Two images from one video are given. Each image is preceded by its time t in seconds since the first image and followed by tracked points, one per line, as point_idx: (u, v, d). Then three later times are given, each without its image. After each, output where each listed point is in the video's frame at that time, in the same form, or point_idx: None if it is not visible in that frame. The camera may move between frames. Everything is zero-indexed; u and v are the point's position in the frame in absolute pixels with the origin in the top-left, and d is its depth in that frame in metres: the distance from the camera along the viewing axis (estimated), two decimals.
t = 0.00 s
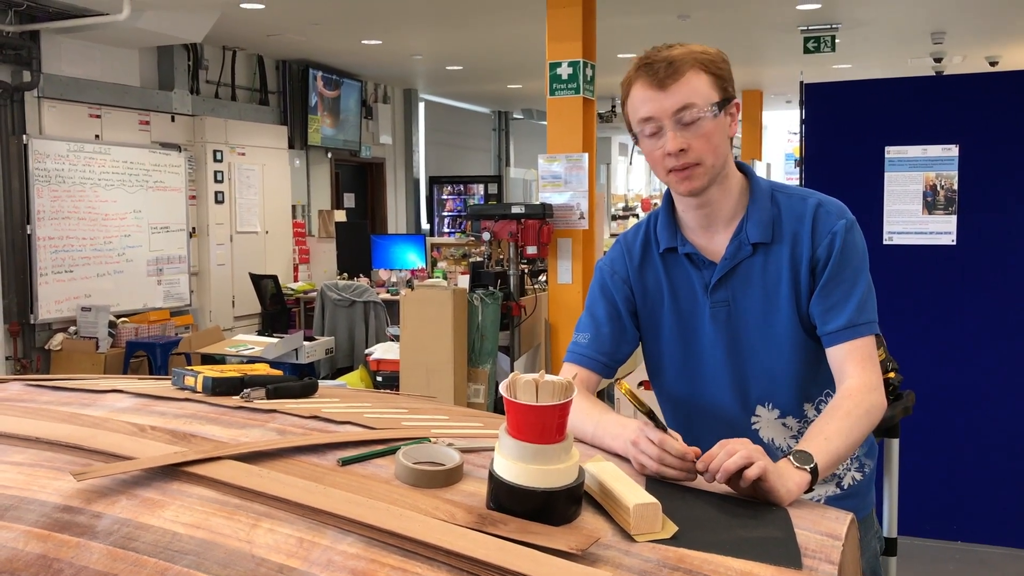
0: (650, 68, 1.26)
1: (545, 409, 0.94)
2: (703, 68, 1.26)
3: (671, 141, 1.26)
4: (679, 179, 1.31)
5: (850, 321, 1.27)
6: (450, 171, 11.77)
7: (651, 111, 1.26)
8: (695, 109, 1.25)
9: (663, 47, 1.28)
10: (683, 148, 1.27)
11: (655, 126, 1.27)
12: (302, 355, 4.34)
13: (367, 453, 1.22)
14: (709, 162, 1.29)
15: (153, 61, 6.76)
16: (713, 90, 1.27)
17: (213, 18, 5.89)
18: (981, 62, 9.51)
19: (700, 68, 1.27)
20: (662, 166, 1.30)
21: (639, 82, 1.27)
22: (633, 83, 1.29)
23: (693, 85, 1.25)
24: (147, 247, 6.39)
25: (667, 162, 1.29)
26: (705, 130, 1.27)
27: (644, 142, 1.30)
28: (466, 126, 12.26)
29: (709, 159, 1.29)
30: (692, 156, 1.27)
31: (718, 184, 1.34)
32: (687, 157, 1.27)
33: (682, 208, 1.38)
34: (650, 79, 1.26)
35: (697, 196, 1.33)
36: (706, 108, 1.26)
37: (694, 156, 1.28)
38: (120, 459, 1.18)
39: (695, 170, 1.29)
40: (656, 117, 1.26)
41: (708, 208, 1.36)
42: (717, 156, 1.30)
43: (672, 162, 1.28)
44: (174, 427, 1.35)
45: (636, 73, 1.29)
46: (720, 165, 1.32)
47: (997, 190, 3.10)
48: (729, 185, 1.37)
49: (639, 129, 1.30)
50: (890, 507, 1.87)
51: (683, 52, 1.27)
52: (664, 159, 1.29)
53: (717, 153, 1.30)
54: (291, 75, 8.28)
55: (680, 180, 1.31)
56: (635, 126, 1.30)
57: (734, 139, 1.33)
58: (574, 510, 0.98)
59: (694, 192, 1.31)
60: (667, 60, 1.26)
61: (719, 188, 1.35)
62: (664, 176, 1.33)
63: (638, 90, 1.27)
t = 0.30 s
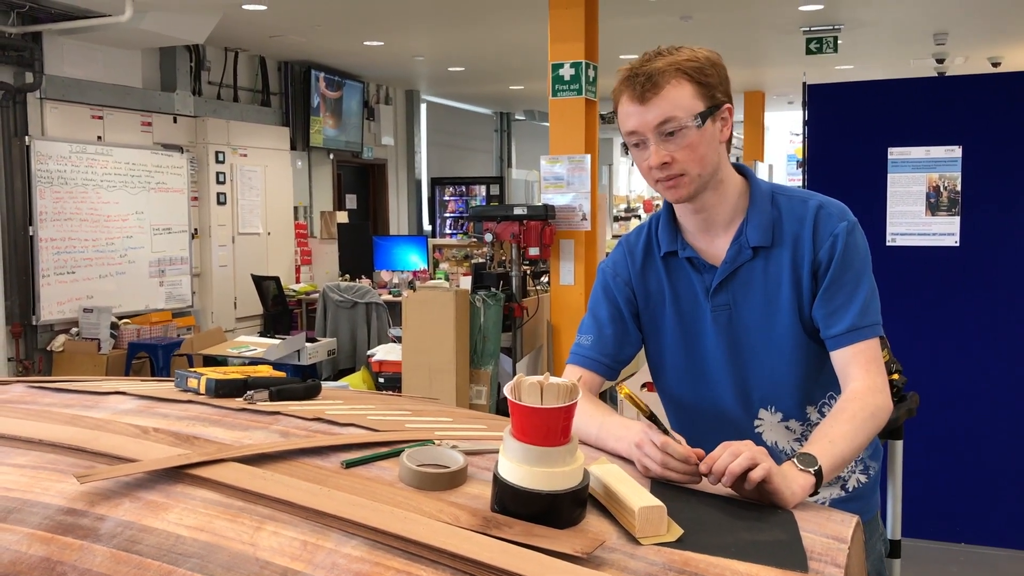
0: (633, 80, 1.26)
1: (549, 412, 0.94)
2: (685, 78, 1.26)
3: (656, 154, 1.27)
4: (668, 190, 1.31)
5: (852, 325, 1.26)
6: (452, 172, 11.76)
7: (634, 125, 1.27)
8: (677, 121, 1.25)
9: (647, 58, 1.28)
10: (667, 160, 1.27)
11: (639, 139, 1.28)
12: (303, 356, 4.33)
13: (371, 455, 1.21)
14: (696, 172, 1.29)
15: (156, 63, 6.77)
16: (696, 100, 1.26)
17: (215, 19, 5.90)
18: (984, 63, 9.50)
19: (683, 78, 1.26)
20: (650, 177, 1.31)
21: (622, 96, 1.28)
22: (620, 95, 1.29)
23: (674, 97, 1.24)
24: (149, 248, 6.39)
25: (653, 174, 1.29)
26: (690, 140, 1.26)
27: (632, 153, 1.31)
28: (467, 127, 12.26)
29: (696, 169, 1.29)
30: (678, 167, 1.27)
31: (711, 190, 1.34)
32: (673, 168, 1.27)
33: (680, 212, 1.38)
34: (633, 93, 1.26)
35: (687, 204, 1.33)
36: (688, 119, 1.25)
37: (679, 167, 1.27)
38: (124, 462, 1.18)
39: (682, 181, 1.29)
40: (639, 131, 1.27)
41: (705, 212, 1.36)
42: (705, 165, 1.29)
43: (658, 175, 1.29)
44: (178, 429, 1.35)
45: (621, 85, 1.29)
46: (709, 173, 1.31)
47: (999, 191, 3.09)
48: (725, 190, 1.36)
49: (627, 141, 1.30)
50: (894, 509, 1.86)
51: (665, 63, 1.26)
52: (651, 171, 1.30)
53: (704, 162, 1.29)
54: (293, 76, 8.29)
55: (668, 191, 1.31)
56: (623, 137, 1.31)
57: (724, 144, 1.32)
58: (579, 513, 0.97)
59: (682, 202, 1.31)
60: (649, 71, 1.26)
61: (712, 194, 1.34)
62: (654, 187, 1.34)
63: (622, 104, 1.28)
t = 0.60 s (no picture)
0: (640, 81, 1.26)
1: (551, 414, 0.94)
2: (692, 79, 1.26)
3: (660, 155, 1.27)
4: (672, 191, 1.31)
5: (857, 328, 1.26)
6: (453, 173, 11.77)
7: (640, 126, 1.27)
8: (683, 123, 1.25)
9: (654, 58, 1.27)
10: (672, 161, 1.26)
11: (644, 139, 1.27)
12: (306, 357, 4.31)
13: (373, 457, 1.21)
14: (700, 173, 1.29)
15: (158, 64, 6.77)
16: (701, 102, 1.25)
17: (216, 20, 5.90)
18: (986, 63, 9.48)
19: (689, 79, 1.26)
20: (654, 178, 1.31)
21: (629, 96, 1.28)
22: (627, 95, 1.29)
23: (680, 98, 1.24)
24: (151, 250, 6.40)
25: (657, 175, 1.29)
26: (694, 142, 1.26)
27: (637, 154, 1.31)
28: (469, 128, 12.26)
29: (701, 171, 1.28)
30: (683, 169, 1.27)
31: (716, 192, 1.34)
32: (678, 170, 1.27)
33: (684, 215, 1.38)
34: (639, 93, 1.26)
35: (691, 206, 1.33)
36: (693, 121, 1.25)
37: (684, 169, 1.27)
38: (126, 464, 1.18)
39: (686, 183, 1.29)
40: (644, 131, 1.26)
41: (709, 214, 1.36)
42: (710, 167, 1.29)
43: (662, 175, 1.29)
44: (180, 431, 1.35)
45: (627, 86, 1.28)
46: (713, 175, 1.31)
47: (1002, 192, 3.09)
48: (730, 192, 1.36)
49: (632, 142, 1.30)
50: (896, 511, 1.86)
51: (672, 63, 1.26)
52: (655, 172, 1.30)
53: (709, 164, 1.29)
54: (295, 77, 8.30)
55: (673, 192, 1.31)
56: (629, 138, 1.31)
57: (729, 146, 1.32)
58: (582, 516, 0.97)
59: (687, 204, 1.31)
60: (657, 72, 1.25)
61: (716, 196, 1.34)
62: (659, 188, 1.34)
63: (628, 103, 1.28)
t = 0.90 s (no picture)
0: (644, 76, 1.30)
1: (551, 415, 0.94)
2: (695, 76, 1.28)
3: (658, 146, 1.28)
4: (669, 186, 1.31)
5: (862, 339, 1.26)
6: (454, 174, 11.79)
7: (640, 119, 1.29)
8: (682, 117, 1.26)
9: (661, 54, 1.31)
10: (669, 154, 1.27)
11: (644, 132, 1.29)
12: (307, 359, 4.31)
13: (373, 458, 1.22)
14: (698, 168, 1.29)
15: (159, 66, 6.78)
16: (702, 97, 1.27)
17: (217, 22, 5.91)
18: (987, 65, 9.47)
19: (691, 75, 1.28)
20: (653, 172, 1.32)
21: (632, 90, 1.31)
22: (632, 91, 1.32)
23: (680, 93, 1.26)
24: (152, 251, 6.40)
25: (654, 168, 1.30)
26: (692, 136, 1.27)
27: (637, 148, 1.33)
28: (470, 129, 12.28)
29: (698, 166, 1.29)
30: (680, 163, 1.28)
31: (715, 190, 1.34)
32: (675, 164, 1.28)
33: (685, 213, 1.39)
34: (641, 86, 1.29)
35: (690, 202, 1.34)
36: (692, 115, 1.26)
37: (681, 163, 1.28)
38: (126, 466, 1.18)
39: (683, 177, 1.30)
40: (644, 124, 1.29)
41: (710, 214, 1.36)
42: (708, 163, 1.29)
43: (659, 169, 1.30)
44: (180, 433, 1.35)
45: (633, 81, 1.32)
46: (713, 172, 1.31)
47: (1003, 194, 3.09)
48: (730, 192, 1.36)
49: (634, 135, 1.32)
50: (896, 512, 1.86)
51: (675, 58, 1.29)
52: (652, 166, 1.31)
53: (707, 161, 1.29)
54: (296, 79, 8.31)
55: (670, 187, 1.31)
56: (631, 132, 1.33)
57: (731, 146, 1.32)
58: (581, 517, 0.97)
59: (682, 199, 1.31)
60: (661, 67, 1.28)
61: (716, 194, 1.34)
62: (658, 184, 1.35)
63: (632, 98, 1.31)
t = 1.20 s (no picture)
0: (651, 77, 1.29)
1: (551, 415, 0.94)
2: (702, 79, 1.28)
3: (662, 150, 1.28)
4: (672, 189, 1.32)
5: (864, 335, 1.26)
6: (455, 176, 11.80)
7: (646, 120, 1.29)
8: (687, 121, 1.26)
9: (669, 53, 1.30)
10: (673, 158, 1.28)
11: (648, 133, 1.29)
12: (308, 360, 4.31)
13: (375, 459, 1.22)
14: (701, 173, 1.29)
15: (161, 67, 6.80)
16: (709, 102, 1.27)
17: (219, 24, 5.92)
18: (988, 66, 9.48)
19: (698, 79, 1.28)
20: (656, 174, 1.32)
21: (640, 91, 1.31)
22: (638, 91, 1.32)
23: (686, 96, 1.26)
24: (153, 253, 6.41)
25: (658, 171, 1.30)
26: (697, 141, 1.27)
27: (642, 148, 1.33)
28: (471, 131, 12.29)
29: (702, 171, 1.29)
30: (683, 167, 1.28)
31: (719, 193, 1.34)
32: (678, 167, 1.28)
33: (689, 214, 1.39)
34: (649, 88, 1.29)
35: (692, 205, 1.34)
36: (698, 119, 1.26)
37: (684, 167, 1.28)
38: (127, 466, 1.18)
39: (687, 181, 1.30)
40: (650, 125, 1.29)
41: (713, 215, 1.36)
42: (712, 168, 1.30)
43: (663, 172, 1.30)
44: (182, 433, 1.35)
45: (640, 81, 1.32)
46: (716, 177, 1.31)
47: (1003, 195, 3.09)
48: (733, 195, 1.36)
49: (639, 136, 1.32)
50: (897, 514, 1.86)
51: (684, 61, 1.28)
52: (656, 168, 1.31)
53: (711, 166, 1.29)
54: (298, 80, 8.33)
55: (673, 191, 1.32)
56: (636, 132, 1.33)
57: (735, 150, 1.32)
58: (581, 517, 0.97)
59: (685, 203, 1.32)
60: (669, 68, 1.28)
61: (718, 196, 1.35)
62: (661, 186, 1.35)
63: (639, 98, 1.31)
